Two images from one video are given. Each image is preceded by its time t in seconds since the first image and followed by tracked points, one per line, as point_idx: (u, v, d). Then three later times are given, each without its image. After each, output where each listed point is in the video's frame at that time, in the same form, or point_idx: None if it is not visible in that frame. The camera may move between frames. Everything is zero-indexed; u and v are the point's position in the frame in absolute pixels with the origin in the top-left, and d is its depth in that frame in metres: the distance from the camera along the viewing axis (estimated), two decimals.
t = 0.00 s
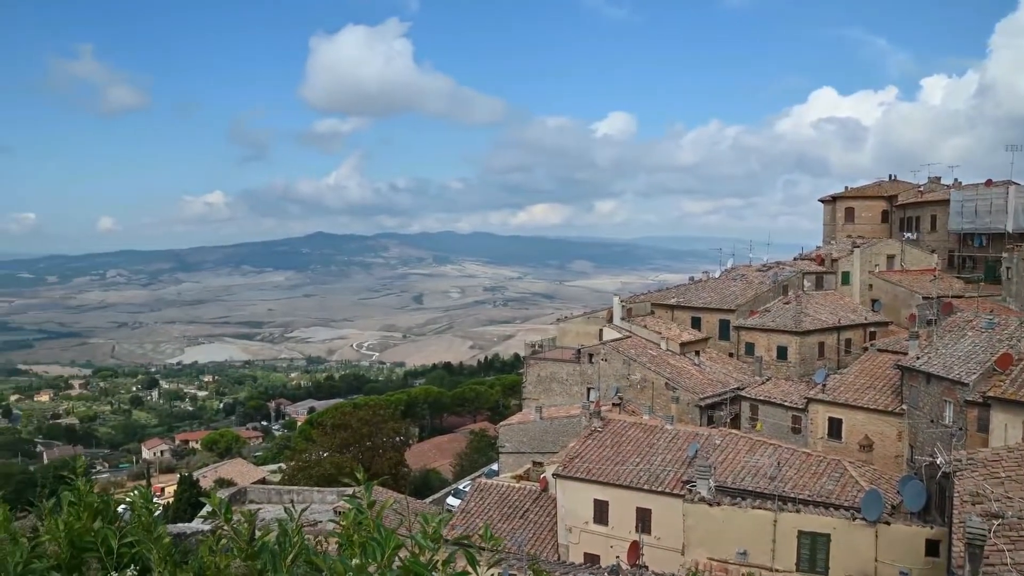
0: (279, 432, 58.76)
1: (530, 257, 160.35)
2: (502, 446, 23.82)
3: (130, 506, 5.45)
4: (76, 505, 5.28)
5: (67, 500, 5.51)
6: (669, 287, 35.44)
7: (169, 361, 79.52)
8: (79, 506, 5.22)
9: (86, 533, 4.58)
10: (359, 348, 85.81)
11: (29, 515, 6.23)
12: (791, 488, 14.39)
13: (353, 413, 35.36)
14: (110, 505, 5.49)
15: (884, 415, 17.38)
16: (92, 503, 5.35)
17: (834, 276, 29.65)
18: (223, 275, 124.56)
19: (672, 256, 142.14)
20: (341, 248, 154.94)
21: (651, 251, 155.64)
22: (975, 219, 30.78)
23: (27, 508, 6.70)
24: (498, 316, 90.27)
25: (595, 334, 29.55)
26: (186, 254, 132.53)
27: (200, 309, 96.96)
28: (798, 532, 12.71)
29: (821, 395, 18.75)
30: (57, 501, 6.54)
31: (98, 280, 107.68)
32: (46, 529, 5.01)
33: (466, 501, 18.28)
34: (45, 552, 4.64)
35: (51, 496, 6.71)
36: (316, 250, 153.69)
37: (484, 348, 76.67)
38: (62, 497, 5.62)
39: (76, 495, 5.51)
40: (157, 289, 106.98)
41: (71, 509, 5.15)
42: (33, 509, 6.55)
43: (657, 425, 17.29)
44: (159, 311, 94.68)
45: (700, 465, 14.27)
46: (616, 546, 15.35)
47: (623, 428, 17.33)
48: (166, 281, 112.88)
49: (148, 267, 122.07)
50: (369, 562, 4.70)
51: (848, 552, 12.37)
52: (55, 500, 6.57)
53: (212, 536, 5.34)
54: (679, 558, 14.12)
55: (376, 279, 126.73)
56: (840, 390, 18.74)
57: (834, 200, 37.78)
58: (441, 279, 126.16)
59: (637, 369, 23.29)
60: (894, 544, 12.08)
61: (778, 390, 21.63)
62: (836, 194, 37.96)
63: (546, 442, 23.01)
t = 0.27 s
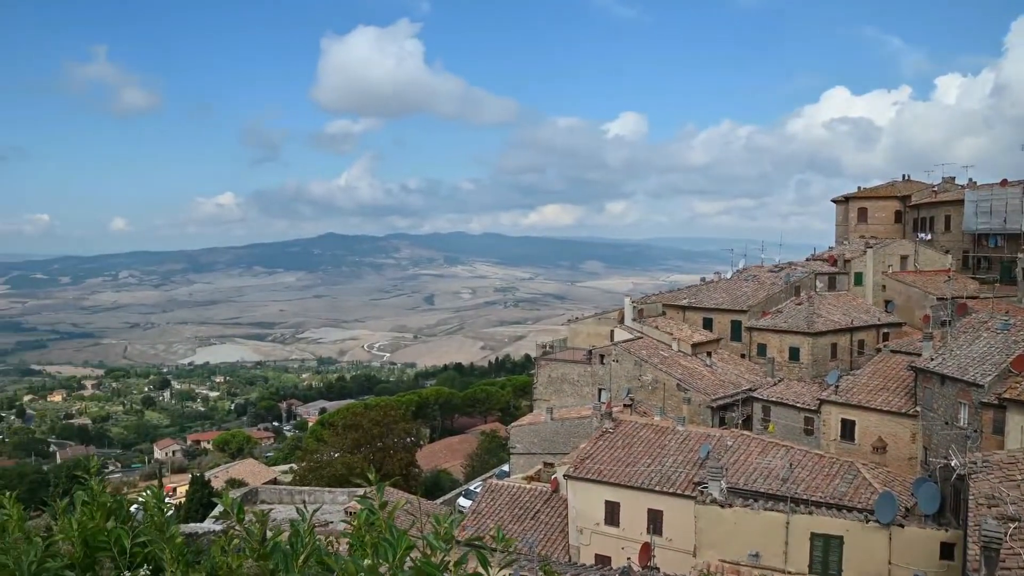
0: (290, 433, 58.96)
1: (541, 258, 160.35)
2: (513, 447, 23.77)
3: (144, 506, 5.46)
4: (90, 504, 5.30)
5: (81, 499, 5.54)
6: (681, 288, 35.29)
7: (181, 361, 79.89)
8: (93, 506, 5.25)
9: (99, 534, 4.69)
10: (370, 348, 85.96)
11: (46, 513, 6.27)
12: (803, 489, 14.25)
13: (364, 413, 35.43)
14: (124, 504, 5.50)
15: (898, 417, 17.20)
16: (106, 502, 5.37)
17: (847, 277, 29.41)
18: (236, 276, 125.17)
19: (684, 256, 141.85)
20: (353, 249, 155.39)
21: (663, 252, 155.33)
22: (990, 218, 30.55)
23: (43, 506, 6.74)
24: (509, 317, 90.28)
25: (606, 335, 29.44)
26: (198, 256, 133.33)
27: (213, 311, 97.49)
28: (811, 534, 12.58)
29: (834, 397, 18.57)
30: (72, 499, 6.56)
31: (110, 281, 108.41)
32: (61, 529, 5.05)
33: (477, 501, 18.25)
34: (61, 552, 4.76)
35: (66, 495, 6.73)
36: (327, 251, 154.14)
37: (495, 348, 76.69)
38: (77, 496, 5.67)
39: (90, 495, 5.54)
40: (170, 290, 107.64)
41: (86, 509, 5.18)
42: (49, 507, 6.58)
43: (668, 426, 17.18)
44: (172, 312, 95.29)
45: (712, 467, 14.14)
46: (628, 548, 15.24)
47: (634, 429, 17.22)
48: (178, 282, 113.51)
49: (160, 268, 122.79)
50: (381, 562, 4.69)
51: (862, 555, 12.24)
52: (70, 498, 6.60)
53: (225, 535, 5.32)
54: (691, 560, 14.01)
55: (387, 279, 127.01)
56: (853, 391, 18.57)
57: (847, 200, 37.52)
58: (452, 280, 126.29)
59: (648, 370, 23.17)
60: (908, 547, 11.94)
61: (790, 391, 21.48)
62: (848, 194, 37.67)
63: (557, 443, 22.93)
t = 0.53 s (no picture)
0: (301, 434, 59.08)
1: (552, 258, 160.22)
2: (524, 449, 23.70)
3: (155, 505, 5.50)
4: (104, 504, 5.36)
5: (94, 499, 5.59)
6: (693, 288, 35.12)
7: (193, 362, 80.24)
8: (106, 505, 5.30)
9: (112, 533, 4.76)
10: (381, 349, 86.09)
11: (61, 512, 6.32)
12: (816, 492, 14.10)
13: (375, 414, 35.48)
14: (137, 504, 5.56)
15: (912, 419, 17.01)
16: (119, 502, 5.43)
17: (859, 278, 29.19)
18: (247, 277, 125.72)
19: (695, 257, 141.41)
20: (363, 250, 155.78)
21: (674, 253, 154.94)
22: (1006, 219, 30.33)
23: (56, 505, 6.79)
24: (520, 318, 90.23)
25: (617, 336, 29.32)
26: (210, 258, 134.01)
27: (224, 312, 97.96)
28: (823, 537, 12.45)
29: (847, 398, 18.40)
30: (86, 498, 6.60)
31: (123, 282, 109.03)
32: (75, 528, 5.11)
33: (488, 503, 18.21)
34: (74, 551, 4.85)
35: (81, 494, 6.79)
36: (338, 252, 154.54)
37: (505, 349, 76.68)
38: (89, 496, 5.70)
39: (102, 495, 5.59)
40: (182, 291, 108.23)
41: (99, 509, 5.24)
42: (63, 507, 6.62)
43: (680, 428, 17.07)
44: (184, 312, 95.81)
45: (723, 468, 14.03)
46: (639, 549, 15.13)
47: (645, 431, 17.12)
48: (190, 283, 114.10)
49: (172, 269, 123.43)
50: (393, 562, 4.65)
51: (875, 558, 12.09)
52: (84, 498, 6.64)
53: (236, 534, 5.32)
54: (702, 562, 13.90)
55: (398, 280, 127.24)
56: (866, 393, 18.39)
57: (859, 201, 37.24)
58: (463, 281, 126.36)
59: (660, 372, 23.05)
60: (922, 550, 11.79)
61: (803, 393, 21.32)
62: (861, 195, 37.36)
63: (568, 444, 22.83)
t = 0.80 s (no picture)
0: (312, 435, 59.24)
1: (563, 260, 160.04)
2: (535, 450, 23.63)
3: (169, 504, 5.56)
4: (117, 504, 5.43)
5: (107, 499, 5.66)
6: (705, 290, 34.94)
7: (205, 363, 80.62)
8: (120, 505, 5.38)
9: (126, 533, 4.87)
10: (392, 350, 86.21)
11: (75, 511, 6.39)
12: (829, 494, 13.96)
13: (386, 415, 35.52)
14: (150, 504, 5.63)
15: (926, 422, 16.83)
16: (133, 502, 5.51)
17: (873, 280, 28.94)
18: (260, 278, 126.28)
19: (708, 259, 140.90)
20: (375, 251, 156.16)
21: (686, 254, 154.46)
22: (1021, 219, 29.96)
23: (71, 505, 6.86)
24: (531, 319, 90.14)
25: (629, 337, 29.20)
26: (223, 260, 134.71)
27: (237, 313, 98.45)
28: (837, 540, 12.33)
29: (861, 400, 18.24)
30: (100, 497, 6.67)
31: (136, 282, 109.67)
32: (89, 528, 5.20)
33: (499, 504, 18.17)
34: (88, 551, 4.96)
35: (95, 494, 6.86)
36: (350, 253, 154.92)
37: (517, 350, 76.65)
38: (104, 496, 5.78)
39: (116, 494, 5.66)
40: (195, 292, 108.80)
41: (113, 508, 5.32)
42: (77, 506, 6.67)
43: (692, 430, 16.96)
44: (196, 313, 96.34)
45: (736, 470, 13.91)
46: (651, 551, 15.03)
47: (657, 432, 17.02)
48: (202, 284, 114.71)
49: (185, 271, 124.08)
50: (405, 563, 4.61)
51: (889, 561, 11.95)
52: (98, 497, 6.71)
53: (247, 534, 5.35)
54: (715, 565, 13.78)
55: (410, 282, 127.44)
56: (880, 395, 18.22)
57: (873, 202, 36.95)
58: (474, 282, 126.42)
59: (672, 374, 22.93)
60: (938, 554, 11.64)
61: (816, 395, 21.17)
62: (875, 196, 37.08)
63: (580, 446, 22.74)
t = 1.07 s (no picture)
0: (323, 435, 59.38)
1: (574, 261, 159.85)
2: (546, 451, 23.59)
3: (181, 504, 5.60)
4: (130, 503, 5.49)
5: (120, 499, 5.71)
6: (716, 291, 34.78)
7: (216, 363, 80.94)
8: (132, 505, 5.43)
9: (137, 533, 4.91)
10: (403, 351, 86.31)
11: (89, 510, 6.45)
12: (840, 497, 13.84)
13: (397, 416, 35.55)
14: (162, 504, 5.68)
15: (940, 423, 16.66)
16: (145, 502, 5.55)
17: (886, 281, 28.71)
18: (271, 279, 126.92)
19: (719, 260, 140.38)
20: (386, 253, 156.48)
21: (698, 255, 153.93)
22: None
23: (84, 504, 6.93)
24: (542, 321, 90.07)
25: (640, 338, 29.08)
26: (234, 261, 135.36)
27: (248, 314, 98.87)
28: (848, 542, 12.22)
29: (873, 403, 18.11)
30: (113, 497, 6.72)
31: (148, 283, 110.27)
32: (102, 527, 5.25)
33: (510, 505, 18.12)
34: (99, 549, 4.99)
35: (108, 493, 6.91)
36: (361, 254, 155.30)
37: (527, 351, 76.59)
38: (117, 495, 5.82)
39: (129, 494, 5.71)
40: (206, 293, 109.30)
41: (126, 509, 5.37)
42: (89, 506, 6.72)
43: (702, 431, 16.87)
44: (208, 314, 96.80)
45: (747, 472, 13.81)
46: (662, 553, 14.94)
47: (668, 434, 16.93)
48: (213, 285, 115.19)
49: (197, 271, 124.66)
50: (418, 563, 4.58)
51: (902, 565, 11.82)
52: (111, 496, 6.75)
53: (258, 534, 5.37)
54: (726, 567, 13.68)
55: (420, 283, 127.59)
56: (892, 397, 18.07)
57: (886, 203, 36.68)
58: (485, 283, 126.49)
59: (683, 375, 22.82)
60: (951, 558, 11.50)
61: (829, 397, 21.02)
62: (888, 196, 36.82)
63: (591, 447, 22.66)
